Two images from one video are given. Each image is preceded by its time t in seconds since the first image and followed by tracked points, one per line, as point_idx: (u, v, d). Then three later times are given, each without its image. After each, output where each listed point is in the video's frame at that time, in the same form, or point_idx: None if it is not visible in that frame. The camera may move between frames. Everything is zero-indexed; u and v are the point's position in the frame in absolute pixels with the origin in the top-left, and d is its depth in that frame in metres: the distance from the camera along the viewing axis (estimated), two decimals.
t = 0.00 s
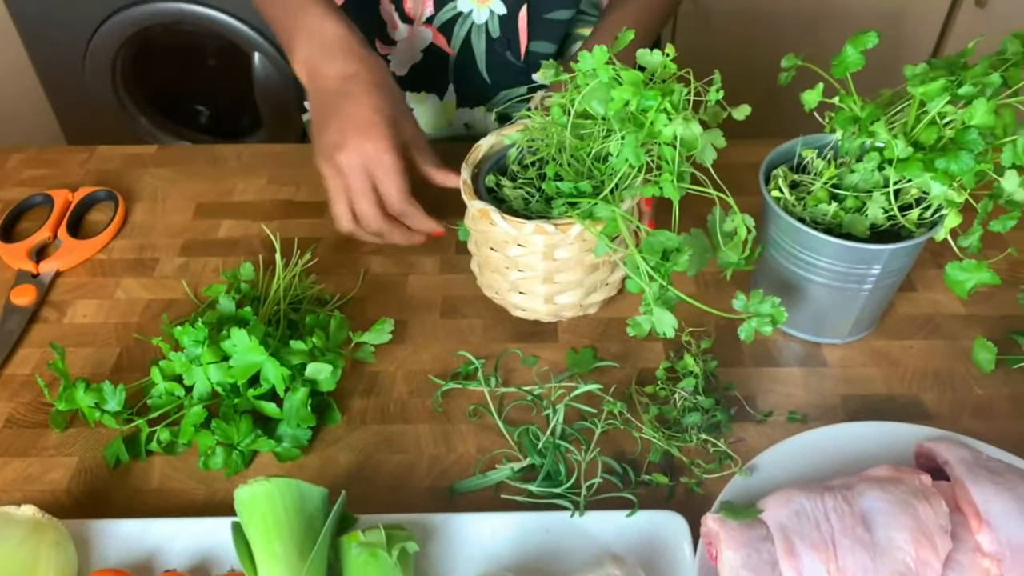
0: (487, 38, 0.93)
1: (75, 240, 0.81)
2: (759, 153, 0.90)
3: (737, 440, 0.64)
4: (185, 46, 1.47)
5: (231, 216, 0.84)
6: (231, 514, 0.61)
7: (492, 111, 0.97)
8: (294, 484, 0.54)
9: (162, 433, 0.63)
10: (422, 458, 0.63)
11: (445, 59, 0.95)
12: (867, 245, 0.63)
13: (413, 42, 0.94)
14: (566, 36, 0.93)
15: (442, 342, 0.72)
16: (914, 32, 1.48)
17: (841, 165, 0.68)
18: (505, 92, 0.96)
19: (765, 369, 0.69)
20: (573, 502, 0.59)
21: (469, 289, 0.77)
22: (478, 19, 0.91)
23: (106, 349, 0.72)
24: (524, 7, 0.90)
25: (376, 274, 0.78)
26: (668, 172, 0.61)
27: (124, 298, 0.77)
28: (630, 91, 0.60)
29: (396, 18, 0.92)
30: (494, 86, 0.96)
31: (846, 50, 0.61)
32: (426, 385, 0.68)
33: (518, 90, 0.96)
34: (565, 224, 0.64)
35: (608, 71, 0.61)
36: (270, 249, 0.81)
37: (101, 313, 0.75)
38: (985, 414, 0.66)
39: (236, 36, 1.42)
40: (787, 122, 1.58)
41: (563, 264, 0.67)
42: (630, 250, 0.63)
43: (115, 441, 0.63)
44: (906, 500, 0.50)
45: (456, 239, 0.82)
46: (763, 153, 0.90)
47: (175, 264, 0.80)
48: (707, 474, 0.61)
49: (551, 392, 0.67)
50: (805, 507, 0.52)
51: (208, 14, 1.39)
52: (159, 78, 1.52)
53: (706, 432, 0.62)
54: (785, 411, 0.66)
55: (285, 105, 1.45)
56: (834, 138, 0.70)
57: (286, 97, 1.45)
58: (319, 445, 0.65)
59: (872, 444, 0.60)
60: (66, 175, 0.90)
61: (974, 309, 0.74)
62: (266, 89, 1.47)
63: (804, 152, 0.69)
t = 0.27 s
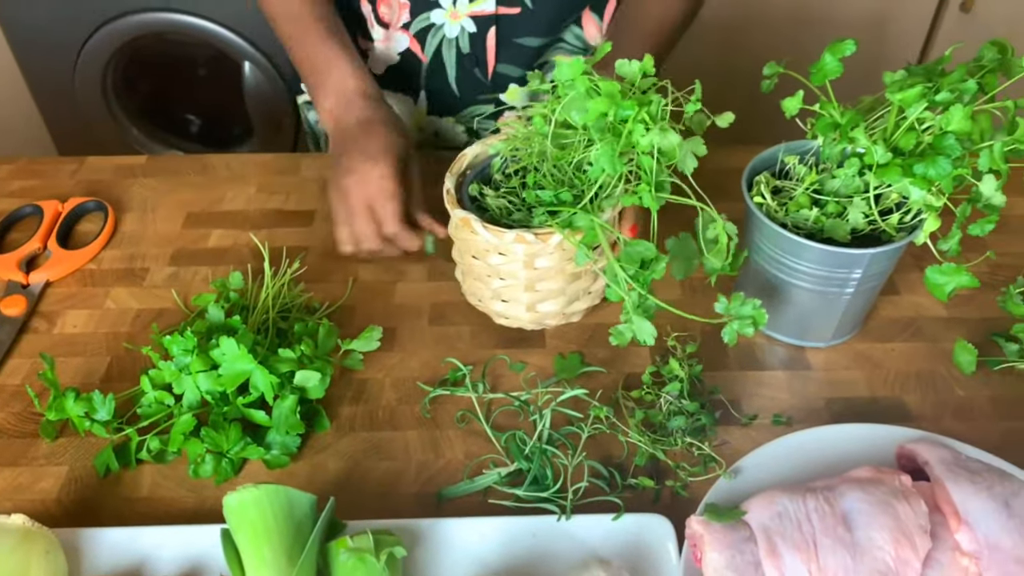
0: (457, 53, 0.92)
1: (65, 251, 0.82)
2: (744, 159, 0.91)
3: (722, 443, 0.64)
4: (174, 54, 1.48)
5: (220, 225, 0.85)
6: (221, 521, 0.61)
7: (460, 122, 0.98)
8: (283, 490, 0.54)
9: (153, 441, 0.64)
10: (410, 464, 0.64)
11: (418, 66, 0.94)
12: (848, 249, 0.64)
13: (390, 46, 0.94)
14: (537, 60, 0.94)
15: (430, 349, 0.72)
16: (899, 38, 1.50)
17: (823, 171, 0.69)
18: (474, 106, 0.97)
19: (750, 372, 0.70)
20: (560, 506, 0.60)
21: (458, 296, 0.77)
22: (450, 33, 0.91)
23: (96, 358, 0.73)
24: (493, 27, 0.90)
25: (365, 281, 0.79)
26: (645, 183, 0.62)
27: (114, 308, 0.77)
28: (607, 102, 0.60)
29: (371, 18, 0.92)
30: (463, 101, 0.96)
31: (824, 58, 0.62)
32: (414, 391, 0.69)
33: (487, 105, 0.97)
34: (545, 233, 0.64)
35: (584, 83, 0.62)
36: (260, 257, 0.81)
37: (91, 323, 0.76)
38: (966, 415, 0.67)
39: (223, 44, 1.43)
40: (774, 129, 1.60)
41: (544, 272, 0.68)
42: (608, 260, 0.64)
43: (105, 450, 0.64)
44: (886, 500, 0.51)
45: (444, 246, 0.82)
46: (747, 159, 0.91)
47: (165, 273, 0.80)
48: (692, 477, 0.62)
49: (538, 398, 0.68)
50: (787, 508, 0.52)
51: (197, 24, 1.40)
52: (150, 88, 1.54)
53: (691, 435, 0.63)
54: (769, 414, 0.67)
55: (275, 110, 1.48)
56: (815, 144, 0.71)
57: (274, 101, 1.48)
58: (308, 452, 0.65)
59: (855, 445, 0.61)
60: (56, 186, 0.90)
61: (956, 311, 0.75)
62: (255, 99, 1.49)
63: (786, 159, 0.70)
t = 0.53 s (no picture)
0: (411, 58, 0.93)
1: (52, 258, 0.82)
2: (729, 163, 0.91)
3: (706, 445, 0.65)
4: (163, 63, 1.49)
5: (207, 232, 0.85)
6: (207, 527, 0.61)
7: (416, 125, 0.99)
8: (267, 496, 0.55)
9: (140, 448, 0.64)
10: (396, 469, 0.64)
11: (373, 68, 0.95)
12: (829, 252, 0.64)
13: (345, 46, 0.93)
14: (489, 70, 0.94)
15: (417, 354, 0.73)
16: (887, 43, 1.51)
17: (804, 174, 0.70)
18: (429, 110, 0.98)
19: (734, 375, 0.70)
20: (544, 509, 0.60)
21: (444, 302, 0.78)
22: (404, 37, 0.92)
23: (83, 366, 0.73)
24: (445, 35, 0.91)
25: (351, 287, 0.79)
26: (612, 179, 0.63)
27: (101, 315, 0.77)
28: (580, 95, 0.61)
29: (325, 17, 0.91)
30: (417, 105, 0.97)
31: (804, 63, 0.63)
32: (400, 397, 0.69)
33: (441, 110, 0.97)
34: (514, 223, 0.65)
35: (554, 78, 0.62)
36: (246, 264, 0.82)
37: (78, 330, 0.76)
38: (948, 416, 0.68)
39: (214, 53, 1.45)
40: (762, 131, 1.61)
41: (517, 262, 0.68)
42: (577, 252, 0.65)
43: (91, 458, 0.64)
44: (866, 500, 0.52)
45: (430, 252, 0.83)
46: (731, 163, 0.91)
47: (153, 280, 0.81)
48: (676, 479, 0.62)
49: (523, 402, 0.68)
50: (769, 510, 0.53)
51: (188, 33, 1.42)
52: (139, 95, 1.55)
53: (675, 438, 0.63)
54: (753, 417, 0.67)
55: (268, 117, 1.44)
56: (797, 148, 0.71)
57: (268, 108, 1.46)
58: (294, 458, 0.65)
59: (837, 446, 0.61)
60: (44, 195, 0.90)
61: (939, 313, 0.75)
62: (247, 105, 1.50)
63: (768, 163, 0.70)
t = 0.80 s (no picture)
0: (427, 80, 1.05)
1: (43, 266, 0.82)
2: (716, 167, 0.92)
3: (692, 447, 0.65)
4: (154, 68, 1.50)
5: (197, 239, 0.86)
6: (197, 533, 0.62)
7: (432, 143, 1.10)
8: (255, 501, 0.55)
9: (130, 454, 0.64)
10: (385, 473, 0.65)
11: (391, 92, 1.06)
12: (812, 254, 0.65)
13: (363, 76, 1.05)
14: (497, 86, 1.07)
15: (406, 359, 0.73)
16: (874, 48, 1.52)
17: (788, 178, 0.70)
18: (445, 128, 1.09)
19: (719, 378, 0.71)
20: (531, 511, 0.61)
21: (432, 307, 0.78)
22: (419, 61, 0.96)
23: (74, 373, 0.73)
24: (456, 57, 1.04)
25: (341, 293, 0.80)
26: (611, 73, 0.60)
27: (91, 323, 0.78)
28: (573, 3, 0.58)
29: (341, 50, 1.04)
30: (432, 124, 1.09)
31: (785, 68, 0.63)
32: (389, 401, 0.70)
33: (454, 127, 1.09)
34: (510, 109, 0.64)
35: None
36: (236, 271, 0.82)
37: (69, 339, 0.76)
38: (932, 417, 0.68)
39: (204, 59, 1.45)
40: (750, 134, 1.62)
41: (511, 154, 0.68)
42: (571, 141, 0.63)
43: (81, 465, 0.64)
44: (848, 500, 0.52)
45: (419, 258, 0.83)
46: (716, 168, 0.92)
47: (142, 288, 0.81)
48: (662, 481, 0.63)
49: (510, 406, 0.69)
50: (752, 510, 0.53)
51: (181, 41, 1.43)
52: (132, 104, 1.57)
53: (660, 439, 0.64)
54: (739, 418, 0.68)
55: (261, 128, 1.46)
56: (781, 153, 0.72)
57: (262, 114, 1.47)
58: (283, 462, 0.66)
59: (821, 447, 0.62)
60: (34, 203, 0.91)
61: (922, 315, 0.76)
62: (240, 112, 1.51)
63: (752, 167, 0.71)
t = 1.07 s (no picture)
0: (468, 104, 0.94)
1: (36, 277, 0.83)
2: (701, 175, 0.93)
3: (676, 453, 0.66)
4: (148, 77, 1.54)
5: (189, 250, 0.86)
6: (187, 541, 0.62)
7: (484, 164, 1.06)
8: (244, 509, 0.56)
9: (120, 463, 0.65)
10: (373, 481, 0.65)
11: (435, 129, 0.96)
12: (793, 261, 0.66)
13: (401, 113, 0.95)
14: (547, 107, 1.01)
15: (395, 367, 0.74)
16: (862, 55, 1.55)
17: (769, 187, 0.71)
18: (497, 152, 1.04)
19: (704, 384, 0.72)
20: (518, 517, 0.61)
21: (421, 315, 0.79)
22: (455, 91, 0.93)
23: (66, 384, 0.74)
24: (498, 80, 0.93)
25: (330, 302, 0.81)
26: None
27: (83, 334, 0.78)
28: None
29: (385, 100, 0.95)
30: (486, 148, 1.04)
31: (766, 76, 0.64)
32: (378, 409, 0.70)
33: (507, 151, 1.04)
34: None
35: None
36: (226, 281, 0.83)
37: (61, 349, 0.77)
38: (913, 420, 0.69)
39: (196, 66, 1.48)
40: (736, 138, 1.64)
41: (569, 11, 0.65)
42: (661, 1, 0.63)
43: (72, 475, 0.65)
44: (827, 503, 0.53)
45: (408, 267, 0.84)
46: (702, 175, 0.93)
47: (134, 298, 0.82)
48: (647, 486, 0.64)
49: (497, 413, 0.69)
50: (734, 514, 0.54)
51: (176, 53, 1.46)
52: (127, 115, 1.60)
53: (645, 445, 0.65)
54: (723, 424, 0.69)
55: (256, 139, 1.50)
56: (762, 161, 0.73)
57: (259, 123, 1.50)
58: (273, 471, 0.67)
59: (803, 451, 0.63)
60: (26, 215, 0.91)
61: (904, 320, 0.77)
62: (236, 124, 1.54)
63: (734, 176, 0.72)
